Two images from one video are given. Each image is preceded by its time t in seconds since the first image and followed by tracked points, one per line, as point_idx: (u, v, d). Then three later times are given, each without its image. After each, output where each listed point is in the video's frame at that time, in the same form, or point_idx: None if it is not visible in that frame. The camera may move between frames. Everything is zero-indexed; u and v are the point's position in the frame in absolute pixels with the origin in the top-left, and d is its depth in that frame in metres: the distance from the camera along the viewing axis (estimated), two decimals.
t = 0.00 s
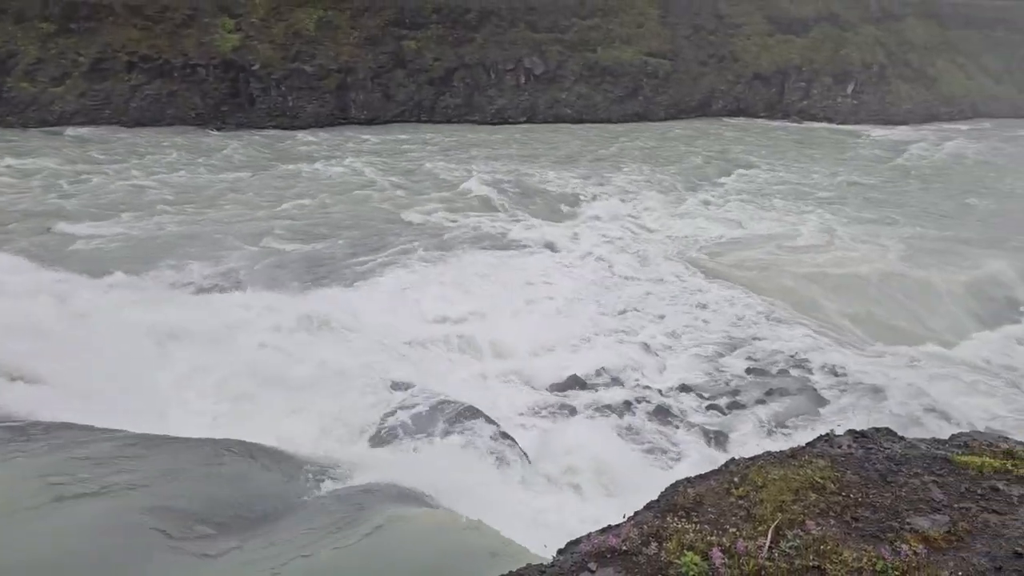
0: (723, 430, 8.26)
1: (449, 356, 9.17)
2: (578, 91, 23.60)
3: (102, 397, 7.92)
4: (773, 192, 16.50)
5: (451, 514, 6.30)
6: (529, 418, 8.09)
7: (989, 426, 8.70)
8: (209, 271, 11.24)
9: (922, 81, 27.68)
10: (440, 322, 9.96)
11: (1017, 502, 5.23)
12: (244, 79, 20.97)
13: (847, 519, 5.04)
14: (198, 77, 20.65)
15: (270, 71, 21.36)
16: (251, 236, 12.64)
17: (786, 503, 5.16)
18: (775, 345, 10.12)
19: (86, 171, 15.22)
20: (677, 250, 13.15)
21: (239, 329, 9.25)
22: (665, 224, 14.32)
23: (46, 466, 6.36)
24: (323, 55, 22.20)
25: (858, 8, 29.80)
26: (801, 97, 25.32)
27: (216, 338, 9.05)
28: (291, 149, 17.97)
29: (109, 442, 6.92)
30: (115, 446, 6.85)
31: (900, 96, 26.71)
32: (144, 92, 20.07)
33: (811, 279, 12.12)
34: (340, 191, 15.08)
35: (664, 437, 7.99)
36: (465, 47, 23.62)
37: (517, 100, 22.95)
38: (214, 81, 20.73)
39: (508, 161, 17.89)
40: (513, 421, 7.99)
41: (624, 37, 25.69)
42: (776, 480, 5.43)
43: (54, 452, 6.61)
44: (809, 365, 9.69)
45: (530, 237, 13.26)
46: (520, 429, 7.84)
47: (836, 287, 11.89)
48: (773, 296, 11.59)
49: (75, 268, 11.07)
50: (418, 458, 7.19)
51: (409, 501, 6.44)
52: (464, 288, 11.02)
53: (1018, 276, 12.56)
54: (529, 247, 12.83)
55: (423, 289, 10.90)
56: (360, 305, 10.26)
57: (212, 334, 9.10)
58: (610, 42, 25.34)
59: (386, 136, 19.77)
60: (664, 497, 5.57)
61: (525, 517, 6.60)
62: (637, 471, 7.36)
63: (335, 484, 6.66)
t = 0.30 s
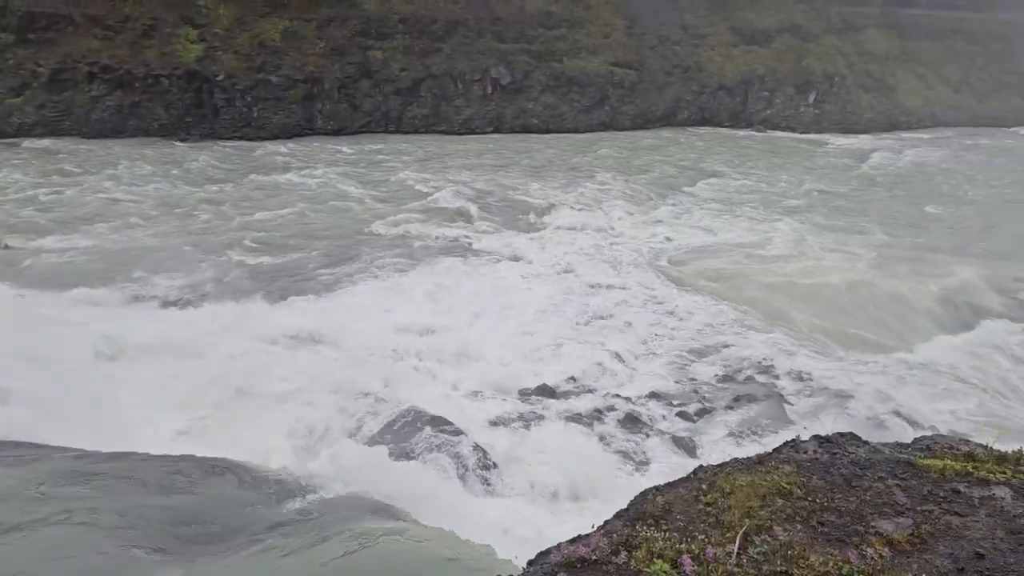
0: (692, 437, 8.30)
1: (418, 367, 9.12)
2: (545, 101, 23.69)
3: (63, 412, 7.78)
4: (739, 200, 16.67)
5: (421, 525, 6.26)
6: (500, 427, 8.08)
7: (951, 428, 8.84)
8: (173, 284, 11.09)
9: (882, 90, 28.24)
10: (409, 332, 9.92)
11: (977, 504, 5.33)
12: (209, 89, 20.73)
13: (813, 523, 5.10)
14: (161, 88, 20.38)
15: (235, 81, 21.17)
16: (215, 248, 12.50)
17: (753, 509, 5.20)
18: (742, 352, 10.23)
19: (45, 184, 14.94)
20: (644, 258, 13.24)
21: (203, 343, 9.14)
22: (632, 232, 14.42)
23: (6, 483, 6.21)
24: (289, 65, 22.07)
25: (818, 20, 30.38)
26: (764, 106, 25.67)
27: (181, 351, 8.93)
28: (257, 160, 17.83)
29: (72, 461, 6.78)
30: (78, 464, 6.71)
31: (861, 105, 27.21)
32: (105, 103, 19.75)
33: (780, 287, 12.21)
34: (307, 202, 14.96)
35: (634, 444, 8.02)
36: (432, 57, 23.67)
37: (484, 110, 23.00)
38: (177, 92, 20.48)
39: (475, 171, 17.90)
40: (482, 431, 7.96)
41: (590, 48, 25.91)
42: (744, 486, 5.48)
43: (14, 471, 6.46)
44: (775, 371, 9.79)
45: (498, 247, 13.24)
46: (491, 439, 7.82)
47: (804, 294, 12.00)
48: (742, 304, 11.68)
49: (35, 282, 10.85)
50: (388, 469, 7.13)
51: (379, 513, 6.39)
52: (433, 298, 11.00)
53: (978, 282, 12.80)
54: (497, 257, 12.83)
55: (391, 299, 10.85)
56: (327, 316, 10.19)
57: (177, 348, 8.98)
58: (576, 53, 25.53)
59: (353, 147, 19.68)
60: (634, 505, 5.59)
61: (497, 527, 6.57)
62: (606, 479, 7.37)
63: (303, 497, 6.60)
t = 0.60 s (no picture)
0: (663, 446, 8.34)
1: (388, 379, 9.06)
2: (513, 112, 23.78)
3: (23, 430, 7.60)
4: (706, 209, 16.85)
5: (392, 540, 6.21)
6: (470, 438, 8.05)
7: (915, 433, 8.97)
8: (138, 298, 10.93)
9: (843, 101, 28.74)
10: (379, 345, 9.86)
11: (940, 508, 5.42)
12: (173, 101, 20.47)
13: (780, 531, 5.15)
14: (124, 100, 20.06)
15: (200, 93, 20.96)
16: (181, 261, 12.35)
17: (722, 518, 5.24)
18: (711, 360, 10.31)
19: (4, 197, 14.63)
20: (613, 267, 13.33)
21: (169, 357, 9.02)
22: (601, 242, 14.50)
23: None
24: (254, 77, 21.91)
25: (780, 32, 30.89)
26: (730, 117, 26.01)
27: (146, 366, 8.79)
28: (223, 172, 17.68)
29: (32, 481, 6.61)
30: (38, 483, 6.56)
31: (824, 115, 27.69)
32: (67, 115, 19.36)
33: (750, 296, 12.32)
34: (274, 213, 14.85)
35: (604, 454, 8.05)
36: (400, 68, 23.68)
37: (452, 121, 23.03)
38: (141, 104, 20.20)
39: (444, 182, 17.91)
40: (455, 442, 7.94)
41: (557, 59, 26.10)
42: (712, 495, 5.52)
43: None
44: (744, 379, 9.88)
45: (469, 259, 13.18)
46: (461, 450, 7.80)
47: (774, 303, 12.11)
48: (712, 312, 11.77)
49: None
50: (359, 483, 7.08)
51: (349, 528, 6.34)
52: (403, 309, 10.96)
53: (939, 289, 13.06)
54: (467, 267, 12.82)
55: (361, 311, 10.79)
56: (295, 329, 10.10)
57: (142, 364, 8.84)
58: (543, 64, 25.69)
59: (321, 158, 19.58)
60: (603, 517, 5.60)
61: (468, 540, 6.55)
62: (578, 490, 7.36)
63: (272, 512, 6.52)
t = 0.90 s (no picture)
0: (633, 456, 8.37)
1: (359, 393, 8.99)
2: (481, 124, 23.85)
3: None
4: (673, 219, 17.00)
5: (360, 556, 6.16)
6: (440, 451, 8.01)
7: (882, 438, 9.09)
8: (103, 313, 10.75)
9: (807, 112, 29.21)
10: (348, 358, 9.78)
11: (903, 514, 5.50)
12: (137, 114, 20.24)
13: (747, 539, 5.20)
14: (87, 113, 19.78)
15: (165, 106, 20.74)
16: (145, 275, 12.18)
17: (690, 527, 5.27)
18: (680, 368, 10.38)
19: None
20: (583, 278, 13.39)
21: (134, 373, 8.86)
22: (570, 253, 14.56)
23: None
24: (219, 90, 21.74)
25: (744, 44, 31.35)
26: (696, 128, 26.32)
27: (111, 383, 8.63)
28: (189, 185, 17.49)
29: None
30: None
31: (788, 126, 28.12)
32: (28, 129, 19.02)
33: (727, 310, 12.28)
34: (241, 226, 14.72)
35: (575, 465, 8.05)
36: (368, 80, 23.61)
37: (421, 133, 23.02)
38: (105, 117, 19.94)
39: (413, 194, 17.88)
40: (425, 455, 7.90)
41: (525, 71, 26.24)
42: (680, 505, 5.56)
43: None
44: (713, 388, 9.95)
45: (438, 271, 13.16)
46: (431, 463, 7.76)
47: (751, 317, 12.07)
48: (685, 324, 11.78)
49: None
50: (327, 501, 7.01)
51: (318, 545, 6.27)
52: (372, 322, 10.90)
53: (901, 296, 13.29)
54: (436, 280, 12.79)
55: (330, 324, 10.70)
56: (264, 343, 9.99)
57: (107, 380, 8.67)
58: (511, 76, 25.82)
59: (289, 171, 19.46)
60: (573, 529, 5.62)
61: (439, 556, 6.51)
62: (548, 502, 7.36)
63: (237, 530, 6.43)
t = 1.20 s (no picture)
0: (605, 465, 8.39)
1: (329, 407, 8.91)
2: (448, 135, 23.87)
3: None
4: (640, 229, 17.11)
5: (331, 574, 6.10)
6: (412, 464, 7.97)
7: (848, 443, 9.20)
8: (63, 329, 10.54)
9: (770, 121, 29.64)
10: (317, 372, 9.69)
11: (869, 518, 5.58)
12: (100, 126, 19.97)
13: (717, 548, 5.23)
14: (48, 125, 19.45)
15: (128, 118, 20.46)
16: (108, 289, 11.99)
17: (660, 536, 5.30)
18: (649, 377, 10.44)
19: None
20: (551, 288, 13.44)
21: (100, 391, 8.70)
22: (538, 263, 14.58)
23: None
24: (183, 101, 21.52)
25: (708, 56, 31.77)
26: (662, 138, 26.55)
27: (76, 401, 8.46)
28: (152, 198, 17.26)
29: None
30: None
31: (753, 136, 28.50)
32: None
33: (708, 324, 12.18)
34: (206, 239, 14.54)
35: (546, 474, 8.06)
36: (335, 91, 23.52)
37: (388, 144, 22.94)
38: (66, 129, 19.63)
39: (381, 205, 17.82)
40: (396, 467, 7.86)
41: (492, 83, 26.34)
42: (651, 514, 5.58)
43: None
44: (682, 396, 10.01)
45: (406, 283, 13.07)
46: (402, 476, 7.71)
47: (731, 331, 11.99)
48: (653, 333, 11.87)
49: None
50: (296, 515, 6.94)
51: (287, 565, 6.22)
52: (342, 334, 10.83)
53: (865, 302, 13.50)
54: (405, 292, 12.69)
55: (297, 338, 10.60)
56: (231, 357, 9.87)
57: (71, 398, 8.51)
58: (479, 87, 25.91)
59: (256, 183, 19.30)
60: (543, 540, 5.62)
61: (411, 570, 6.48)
62: (521, 511, 7.35)
63: (204, 550, 6.38)
